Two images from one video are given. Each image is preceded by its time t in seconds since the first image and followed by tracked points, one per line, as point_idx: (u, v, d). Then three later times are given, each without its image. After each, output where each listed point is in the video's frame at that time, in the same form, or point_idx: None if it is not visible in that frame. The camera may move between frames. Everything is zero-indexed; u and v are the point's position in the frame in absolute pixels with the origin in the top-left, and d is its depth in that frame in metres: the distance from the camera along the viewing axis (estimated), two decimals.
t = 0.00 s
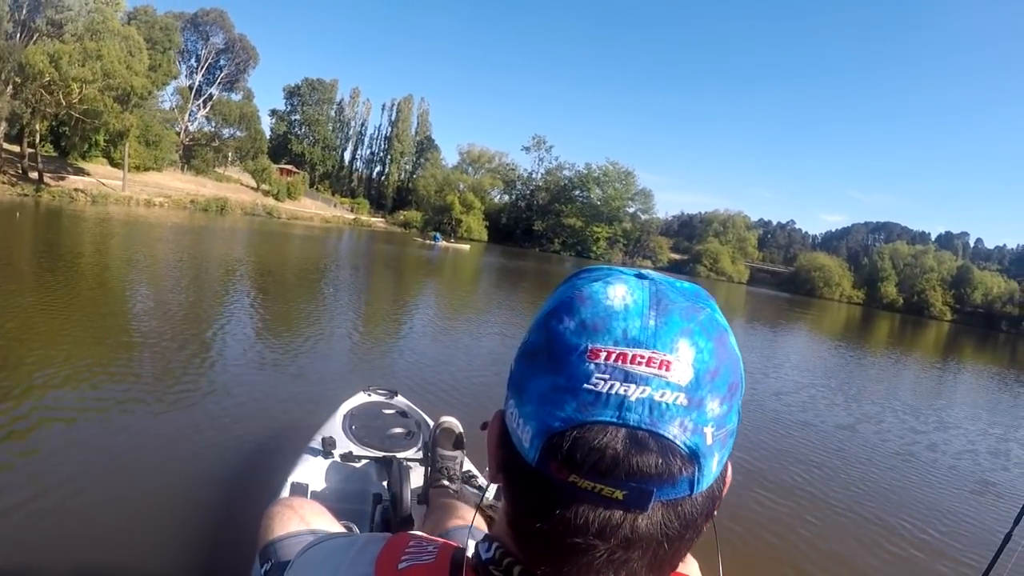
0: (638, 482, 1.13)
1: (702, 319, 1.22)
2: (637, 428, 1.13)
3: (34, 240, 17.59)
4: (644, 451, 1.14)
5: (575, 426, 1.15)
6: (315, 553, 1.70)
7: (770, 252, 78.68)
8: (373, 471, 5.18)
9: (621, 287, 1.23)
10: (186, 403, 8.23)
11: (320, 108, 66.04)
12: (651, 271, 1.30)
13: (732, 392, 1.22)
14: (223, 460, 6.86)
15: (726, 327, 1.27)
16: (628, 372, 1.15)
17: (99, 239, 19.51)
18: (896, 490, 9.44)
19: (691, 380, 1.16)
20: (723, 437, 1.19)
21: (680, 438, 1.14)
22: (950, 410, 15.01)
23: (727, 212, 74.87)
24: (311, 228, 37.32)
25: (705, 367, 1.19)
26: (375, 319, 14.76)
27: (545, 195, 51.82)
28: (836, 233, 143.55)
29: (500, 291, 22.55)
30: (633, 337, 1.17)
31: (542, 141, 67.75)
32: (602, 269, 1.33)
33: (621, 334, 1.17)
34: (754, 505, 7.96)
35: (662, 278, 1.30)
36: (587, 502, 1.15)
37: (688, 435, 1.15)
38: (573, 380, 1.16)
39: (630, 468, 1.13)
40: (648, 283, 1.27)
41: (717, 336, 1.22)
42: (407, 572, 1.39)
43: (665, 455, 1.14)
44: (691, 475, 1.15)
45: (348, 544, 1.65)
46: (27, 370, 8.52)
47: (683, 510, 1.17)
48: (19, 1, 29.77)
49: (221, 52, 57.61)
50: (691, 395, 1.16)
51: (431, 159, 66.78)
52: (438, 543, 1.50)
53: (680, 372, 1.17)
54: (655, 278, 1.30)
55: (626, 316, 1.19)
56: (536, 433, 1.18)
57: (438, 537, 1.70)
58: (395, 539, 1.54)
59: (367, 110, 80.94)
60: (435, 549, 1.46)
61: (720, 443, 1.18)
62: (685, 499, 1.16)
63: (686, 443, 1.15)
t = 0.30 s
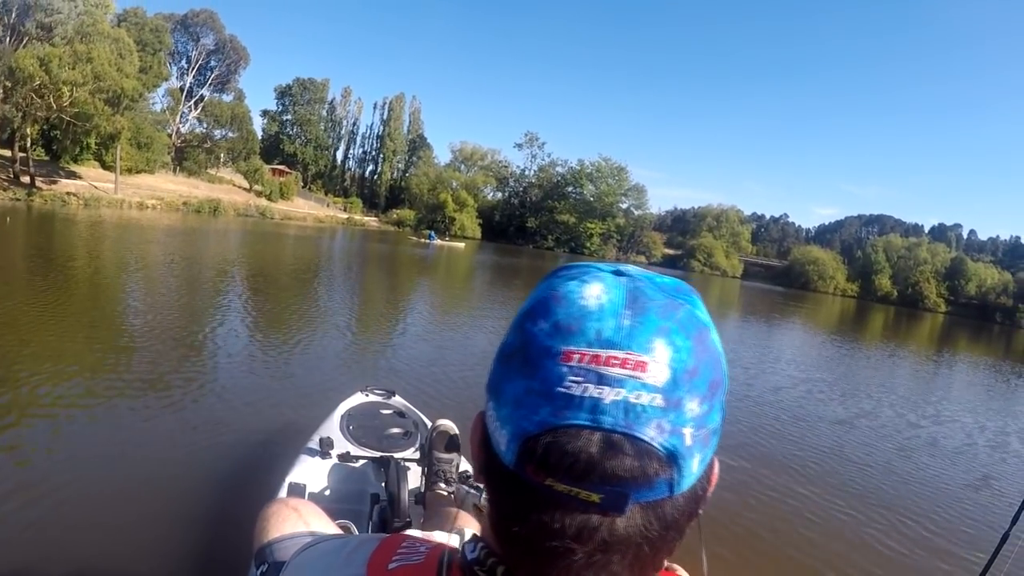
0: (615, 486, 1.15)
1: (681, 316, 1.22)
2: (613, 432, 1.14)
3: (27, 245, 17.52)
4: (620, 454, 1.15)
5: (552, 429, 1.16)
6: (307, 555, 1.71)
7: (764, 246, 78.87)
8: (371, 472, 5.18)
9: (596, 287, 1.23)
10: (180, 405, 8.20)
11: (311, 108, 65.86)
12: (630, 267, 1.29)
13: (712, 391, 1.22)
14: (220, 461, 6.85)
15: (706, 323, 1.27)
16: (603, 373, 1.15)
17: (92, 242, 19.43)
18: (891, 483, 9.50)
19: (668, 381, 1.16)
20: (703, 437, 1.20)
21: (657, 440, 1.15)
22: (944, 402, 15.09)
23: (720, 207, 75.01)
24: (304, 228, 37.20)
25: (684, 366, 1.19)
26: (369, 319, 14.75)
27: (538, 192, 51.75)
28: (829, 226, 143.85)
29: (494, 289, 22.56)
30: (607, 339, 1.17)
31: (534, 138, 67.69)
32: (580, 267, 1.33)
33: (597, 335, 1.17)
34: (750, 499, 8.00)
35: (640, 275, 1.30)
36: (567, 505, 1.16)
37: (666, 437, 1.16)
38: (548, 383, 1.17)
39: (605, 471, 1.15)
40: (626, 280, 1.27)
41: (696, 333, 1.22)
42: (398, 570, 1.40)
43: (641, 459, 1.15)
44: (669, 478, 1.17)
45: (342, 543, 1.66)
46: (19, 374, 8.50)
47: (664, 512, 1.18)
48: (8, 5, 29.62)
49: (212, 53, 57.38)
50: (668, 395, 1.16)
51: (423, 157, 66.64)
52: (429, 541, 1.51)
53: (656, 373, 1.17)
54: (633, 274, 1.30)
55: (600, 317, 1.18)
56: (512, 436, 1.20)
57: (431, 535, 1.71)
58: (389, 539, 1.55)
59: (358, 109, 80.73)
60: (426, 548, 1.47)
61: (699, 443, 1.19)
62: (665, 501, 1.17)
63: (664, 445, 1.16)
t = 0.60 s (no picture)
0: (593, 472, 1.14)
1: (650, 301, 1.23)
2: (585, 419, 1.15)
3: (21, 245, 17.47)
4: (596, 443, 1.15)
5: (527, 419, 1.17)
6: (303, 553, 1.71)
7: (759, 242, 79.05)
8: (370, 471, 5.16)
9: (564, 277, 1.24)
10: (176, 405, 8.17)
11: (305, 106, 65.70)
12: (598, 257, 1.30)
13: (685, 373, 1.23)
14: (217, 461, 6.82)
15: (677, 309, 1.28)
16: (573, 363, 1.16)
17: (86, 242, 19.33)
18: (888, 478, 9.53)
19: (637, 366, 1.17)
20: (677, 420, 1.21)
21: (629, 424, 1.16)
22: (939, 396, 15.16)
23: (715, 203, 75.13)
24: (298, 227, 37.11)
25: (654, 351, 1.19)
26: (364, 317, 14.73)
27: (532, 189, 51.69)
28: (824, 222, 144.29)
29: (489, 286, 22.55)
30: (574, 327, 1.17)
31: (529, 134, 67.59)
32: (551, 260, 1.34)
33: (564, 326, 1.18)
34: (748, 496, 8.02)
35: (609, 264, 1.31)
36: (545, 493, 1.16)
37: (639, 421, 1.16)
38: (521, 375, 1.18)
39: (581, 456, 1.15)
40: (595, 269, 1.28)
41: (665, 318, 1.23)
42: (389, 568, 1.40)
43: (616, 444, 1.16)
44: (645, 462, 1.17)
45: (336, 542, 1.66)
46: (14, 374, 8.48)
47: (643, 496, 1.18)
48: None
49: (205, 51, 57.15)
50: (639, 380, 1.17)
51: (417, 154, 66.50)
52: (423, 538, 1.51)
53: (626, 358, 1.17)
54: (602, 264, 1.31)
55: (568, 307, 1.19)
56: (490, 428, 1.21)
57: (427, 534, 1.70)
58: (383, 538, 1.55)
59: (353, 106, 80.56)
60: (419, 545, 1.47)
61: (673, 427, 1.20)
62: (643, 485, 1.17)
63: (638, 430, 1.16)
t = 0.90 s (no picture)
0: (609, 468, 1.14)
1: (673, 303, 1.23)
2: (604, 414, 1.15)
3: (17, 236, 17.41)
4: (612, 438, 1.16)
5: (545, 411, 1.17)
6: (307, 549, 1.71)
7: (754, 242, 79.25)
8: (370, 468, 5.16)
9: (590, 275, 1.25)
10: (172, 401, 8.14)
11: (302, 102, 65.61)
12: (623, 258, 1.30)
13: (704, 375, 1.22)
14: (214, 458, 6.80)
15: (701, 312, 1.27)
16: (594, 357, 1.16)
17: (82, 235, 19.24)
18: (883, 480, 9.57)
19: (657, 365, 1.17)
20: (693, 422, 1.20)
21: (647, 422, 1.15)
22: (933, 399, 15.23)
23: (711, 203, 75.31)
24: (294, 222, 37.06)
25: (675, 352, 1.19)
26: (360, 313, 14.72)
27: (529, 187, 51.72)
28: (819, 223, 144.57)
29: (485, 284, 22.58)
30: (598, 324, 1.17)
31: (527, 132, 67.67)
32: (576, 258, 1.35)
33: (588, 321, 1.18)
34: (745, 497, 8.04)
35: (634, 265, 1.31)
36: (559, 487, 1.16)
37: (657, 419, 1.16)
38: (542, 368, 1.18)
39: (596, 451, 1.15)
40: (619, 269, 1.28)
41: (688, 319, 1.23)
42: (396, 564, 1.40)
43: (632, 441, 1.15)
44: (661, 461, 1.16)
45: (340, 538, 1.66)
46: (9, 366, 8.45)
47: (653, 494, 1.18)
48: None
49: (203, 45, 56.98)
50: (658, 379, 1.17)
51: (414, 151, 66.48)
52: (429, 534, 1.51)
53: (647, 356, 1.17)
54: (627, 264, 1.31)
55: (593, 302, 1.19)
56: (508, 418, 1.21)
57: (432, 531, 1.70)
58: (389, 533, 1.55)
59: (350, 102, 80.46)
60: (426, 540, 1.47)
61: (689, 427, 1.19)
62: (655, 485, 1.17)
63: (654, 428, 1.16)
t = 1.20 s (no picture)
0: (614, 470, 1.15)
1: (684, 305, 1.23)
2: (610, 413, 1.15)
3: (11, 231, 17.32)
4: (618, 439, 1.15)
5: (552, 409, 1.17)
6: (307, 549, 1.71)
7: (750, 243, 79.40)
8: (369, 467, 5.16)
9: (601, 276, 1.25)
10: (168, 398, 8.12)
11: (299, 99, 65.47)
12: (634, 260, 1.31)
13: (712, 380, 1.22)
14: (211, 456, 6.78)
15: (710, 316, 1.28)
16: (602, 358, 1.16)
17: (77, 231, 19.16)
18: (879, 482, 9.61)
19: (666, 367, 1.17)
20: (699, 427, 1.20)
21: (653, 426, 1.15)
22: (927, 401, 15.29)
23: (707, 204, 75.38)
24: (290, 219, 36.97)
25: (683, 355, 1.19)
26: (355, 311, 14.67)
27: (525, 186, 51.70)
28: (814, 224, 144.84)
29: (480, 283, 22.59)
30: (607, 323, 1.18)
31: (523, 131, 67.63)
32: (588, 257, 1.34)
33: (596, 321, 1.18)
34: (741, 499, 8.06)
35: (646, 268, 1.31)
36: (563, 487, 1.17)
37: (663, 422, 1.16)
38: (548, 366, 1.19)
39: (601, 451, 1.15)
40: (631, 269, 1.28)
41: (698, 322, 1.23)
42: (398, 563, 1.40)
43: (638, 442, 1.15)
44: (665, 464, 1.17)
45: (342, 536, 1.65)
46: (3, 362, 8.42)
47: (657, 497, 1.18)
48: None
49: (200, 41, 56.78)
50: (665, 381, 1.17)
51: (410, 149, 66.39)
52: (431, 534, 1.50)
53: (655, 359, 1.17)
54: (639, 267, 1.31)
55: (603, 303, 1.20)
56: (514, 416, 1.21)
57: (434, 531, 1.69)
58: (389, 532, 1.55)
59: (346, 100, 80.35)
60: (428, 540, 1.47)
61: (695, 431, 1.19)
62: (660, 487, 1.18)
63: (660, 431, 1.16)
